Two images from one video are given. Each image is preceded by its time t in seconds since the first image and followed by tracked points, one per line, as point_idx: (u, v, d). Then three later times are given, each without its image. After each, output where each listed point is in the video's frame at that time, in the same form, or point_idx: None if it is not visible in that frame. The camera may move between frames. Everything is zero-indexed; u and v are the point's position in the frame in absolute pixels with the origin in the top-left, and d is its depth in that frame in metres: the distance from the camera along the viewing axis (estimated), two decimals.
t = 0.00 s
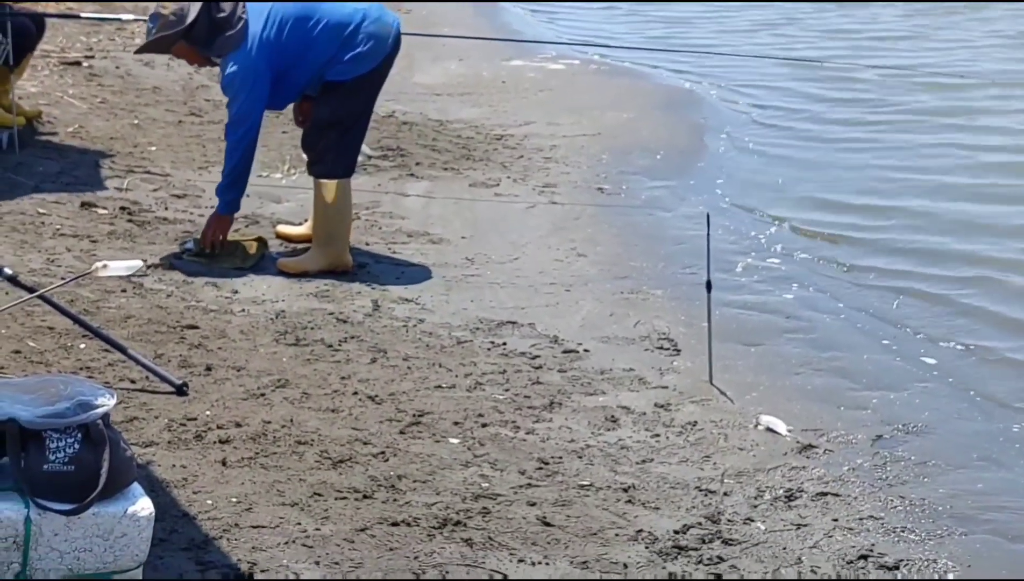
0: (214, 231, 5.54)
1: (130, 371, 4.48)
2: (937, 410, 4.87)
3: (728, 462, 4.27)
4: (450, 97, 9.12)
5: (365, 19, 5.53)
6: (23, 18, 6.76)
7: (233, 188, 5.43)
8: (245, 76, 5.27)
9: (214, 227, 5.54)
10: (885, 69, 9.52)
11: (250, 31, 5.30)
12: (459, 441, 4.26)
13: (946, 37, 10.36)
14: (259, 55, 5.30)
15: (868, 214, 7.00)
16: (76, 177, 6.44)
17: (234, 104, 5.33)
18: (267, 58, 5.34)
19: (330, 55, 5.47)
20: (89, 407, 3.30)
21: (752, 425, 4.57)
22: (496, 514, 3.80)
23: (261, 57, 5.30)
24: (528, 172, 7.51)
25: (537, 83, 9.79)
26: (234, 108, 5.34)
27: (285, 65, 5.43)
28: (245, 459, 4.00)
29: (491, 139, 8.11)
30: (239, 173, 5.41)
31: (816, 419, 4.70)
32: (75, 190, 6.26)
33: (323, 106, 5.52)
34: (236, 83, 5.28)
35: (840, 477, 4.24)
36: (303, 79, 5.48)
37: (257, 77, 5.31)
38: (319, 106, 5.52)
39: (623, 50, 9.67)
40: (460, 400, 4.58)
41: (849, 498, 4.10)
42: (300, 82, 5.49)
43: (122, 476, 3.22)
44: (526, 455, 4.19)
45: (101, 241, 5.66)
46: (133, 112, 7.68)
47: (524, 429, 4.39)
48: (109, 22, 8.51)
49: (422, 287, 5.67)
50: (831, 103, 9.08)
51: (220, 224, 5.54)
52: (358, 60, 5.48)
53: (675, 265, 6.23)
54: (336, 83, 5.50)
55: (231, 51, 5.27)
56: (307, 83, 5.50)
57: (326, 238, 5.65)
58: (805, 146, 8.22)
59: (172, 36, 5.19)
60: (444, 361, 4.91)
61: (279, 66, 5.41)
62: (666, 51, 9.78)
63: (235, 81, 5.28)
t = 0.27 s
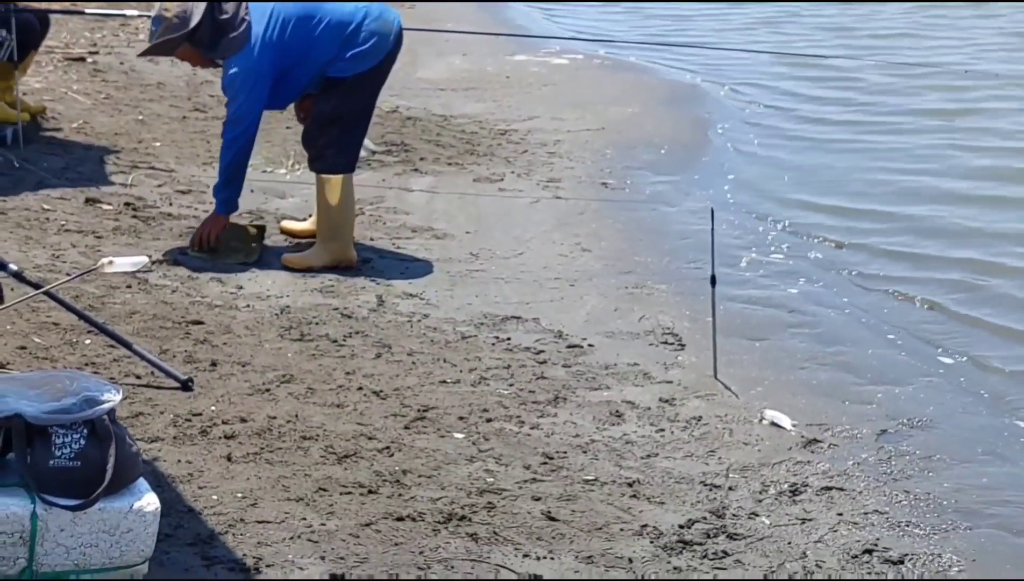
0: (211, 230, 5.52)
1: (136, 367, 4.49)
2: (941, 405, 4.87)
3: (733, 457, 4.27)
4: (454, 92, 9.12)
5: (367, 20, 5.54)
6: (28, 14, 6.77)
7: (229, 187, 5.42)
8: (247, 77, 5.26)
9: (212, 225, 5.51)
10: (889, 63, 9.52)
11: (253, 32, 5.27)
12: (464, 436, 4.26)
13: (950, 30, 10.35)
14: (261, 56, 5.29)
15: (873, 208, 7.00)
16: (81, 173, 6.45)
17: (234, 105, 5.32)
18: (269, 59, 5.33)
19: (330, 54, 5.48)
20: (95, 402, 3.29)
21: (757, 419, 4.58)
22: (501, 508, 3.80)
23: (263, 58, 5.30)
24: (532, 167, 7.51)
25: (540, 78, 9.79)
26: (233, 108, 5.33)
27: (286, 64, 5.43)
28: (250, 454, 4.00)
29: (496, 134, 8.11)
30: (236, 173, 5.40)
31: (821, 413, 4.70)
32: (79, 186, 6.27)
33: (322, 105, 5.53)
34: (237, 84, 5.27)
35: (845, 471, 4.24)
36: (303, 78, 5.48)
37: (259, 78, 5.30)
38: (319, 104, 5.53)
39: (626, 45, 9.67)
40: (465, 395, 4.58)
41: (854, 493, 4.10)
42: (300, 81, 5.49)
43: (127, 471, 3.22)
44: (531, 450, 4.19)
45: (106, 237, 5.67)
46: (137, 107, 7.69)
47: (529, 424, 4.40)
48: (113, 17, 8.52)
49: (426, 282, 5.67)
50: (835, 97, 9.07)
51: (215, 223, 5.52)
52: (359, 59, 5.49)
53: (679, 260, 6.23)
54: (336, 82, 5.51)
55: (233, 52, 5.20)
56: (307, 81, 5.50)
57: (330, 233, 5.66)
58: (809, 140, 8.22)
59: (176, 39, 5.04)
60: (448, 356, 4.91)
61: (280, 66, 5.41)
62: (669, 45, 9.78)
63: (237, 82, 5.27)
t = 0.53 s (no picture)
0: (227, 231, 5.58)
1: (147, 367, 4.50)
2: (952, 404, 4.86)
3: (743, 457, 4.26)
4: (463, 92, 9.12)
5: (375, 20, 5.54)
6: (38, 14, 6.80)
7: (239, 188, 5.48)
8: (253, 80, 5.32)
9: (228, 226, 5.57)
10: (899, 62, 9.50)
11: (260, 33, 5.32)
12: (474, 437, 4.26)
13: (960, 28, 10.32)
14: (267, 58, 5.33)
15: (882, 207, 6.99)
16: (91, 173, 6.46)
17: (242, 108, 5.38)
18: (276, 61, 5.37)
19: (338, 55, 5.49)
20: (107, 402, 3.30)
21: (767, 419, 4.57)
22: (512, 508, 3.81)
23: (269, 60, 5.34)
24: (542, 166, 7.51)
25: (550, 77, 9.79)
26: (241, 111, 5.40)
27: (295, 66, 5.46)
28: (261, 454, 4.01)
29: (505, 133, 8.11)
30: (244, 173, 5.46)
31: (831, 413, 4.70)
32: (90, 186, 6.28)
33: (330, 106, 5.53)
34: (243, 87, 5.34)
35: (856, 471, 4.24)
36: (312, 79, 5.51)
37: (265, 81, 5.35)
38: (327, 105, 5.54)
39: (635, 44, 9.66)
40: (475, 395, 4.58)
41: (864, 493, 4.09)
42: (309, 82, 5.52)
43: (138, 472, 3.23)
44: (541, 450, 4.19)
45: (117, 237, 5.68)
46: (147, 107, 7.70)
47: (539, 424, 4.40)
48: (123, 18, 8.54)
49: (436, 282, 5.68)
50: (844, 96, 9.06)
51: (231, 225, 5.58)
52: (365, 60, 5.50)
53: (689, 259, 6.23)
54: (344, 82, 5.52)
55: (242, 54, 5.18)
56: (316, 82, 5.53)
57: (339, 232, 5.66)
58: (818, 139, 8.21)
59: (184, 43, 5.05)
60: (458, 355, 4.91)
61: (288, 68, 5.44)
62: (679, 44, 9.77)
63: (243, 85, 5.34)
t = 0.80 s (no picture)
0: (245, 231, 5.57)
1: (171, 367, 4.51)
2: (978, 405, 4.84)
3: (768, 457, 4.25)
4: (486, 92, 9.12)
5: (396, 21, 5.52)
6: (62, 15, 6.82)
7: (258, 187, 5.48)
8: (273, 82, 5.33)
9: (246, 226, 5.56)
10: (924, 60, 9.45)
11: (282, 35, 5.31)
12: (497, 436, 4.26)
13: (985, 27, 10.27)
14: (288, 60, 5.33)
15: (907, 207, 6.96)
16: (116, 173, 6.49)
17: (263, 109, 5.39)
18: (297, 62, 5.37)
19: (359, 56, 5.48)
20: (133, 402, 3.31)
21: (792, 420, 4.55)
22: (536, 508, 3.80)
23: (291, 62, 5.34)
24: (564, 166, 7.50)
25: (572, 77, 9.78)
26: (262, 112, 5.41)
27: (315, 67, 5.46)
28: (285, 454, 4.02)
29: (528, 133, 8.11)
30: (265, 174, 5.47)
31: (856, 413, 4.68)
32: (114, 186, 6.31)
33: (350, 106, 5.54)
34: (264, 89, 5.35)
35: (881, 472, 4.22)
36: (332, 79, 5.51)
37: (286, 82, 5.36)
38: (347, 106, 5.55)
39: (658, 43, 9.65)
40: (498, 395, 4.58)
41: (890, 494, 4.07)
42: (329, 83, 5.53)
43: (163, 472, 3.24)
44: (565, 450, 4.19)
45: (141, 237, 5.70)
46: (171, 108, 7.73)
47: (563, 424, 4.39)
48: (147, 19, 8.57)
49: (459, 282, 5.68)
50: (869, 95, 9.02)
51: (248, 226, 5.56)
52: (387, 61, 5.50)
53: (713, 259, 6.21)
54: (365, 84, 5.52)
55: (264, 55, 5.30)
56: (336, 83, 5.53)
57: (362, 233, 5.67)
58: (843, 139, 8.18)
59: (207, 44, 5.20)
60: (481, 355, 4.91)
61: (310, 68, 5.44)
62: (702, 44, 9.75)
63: (264, 87, 5.35)
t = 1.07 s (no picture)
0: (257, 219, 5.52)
1: (182, 367, 4.52)
2: (989, 406, 4.82)
3: (778, 458, 4.24)
4: (496, 92, 9.11)
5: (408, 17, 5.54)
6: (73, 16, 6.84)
7: (273, 176, 5.45)
8: (285, 69, 5.33)
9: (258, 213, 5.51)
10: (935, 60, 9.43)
11: (294, 25, 5.34)
12: (508, 437, 4.26)
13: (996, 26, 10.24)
14: (301, 49, 5.33)
15: (917, 207, 6.94)
16: (126, 174, 6.50)
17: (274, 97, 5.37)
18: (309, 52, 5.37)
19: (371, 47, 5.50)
20: (144, 403, 3.31)
21: (802, 421, 4.54)
22: (546, 510, 3.80)
23: (303, 50, 5.34)
24: (574, 166, 7.50)
25: (582, 77, 9.78)
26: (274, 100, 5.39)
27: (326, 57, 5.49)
28: (295, 454, 4.02)
29: (538, 134, 8.10)
30: (279, 163, 5.43)
31: (867, 414, 4.67)
32: (125, 187, 6.32)
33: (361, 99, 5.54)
34: (275, 76, 5.34)
35: (892, 473, 4.21)
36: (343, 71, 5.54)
37: (298, 70, 5.35)
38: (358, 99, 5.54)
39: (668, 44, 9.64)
40: (508, 396, 4.57)
41: (901, 495, 4.06)
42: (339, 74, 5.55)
43: (174, 472, 3.24)
44: (575, 451, 4.18)
45: (152, 238, 5.71)
46: (182, 109, 7.74)
47: (573, 425, 4.39)
48: (158, 19, 8.58)
49: (469, 283, 5.68)
50: (879, 94, 9.00)
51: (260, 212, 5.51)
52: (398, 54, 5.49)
53: (723, 260, 6.20)
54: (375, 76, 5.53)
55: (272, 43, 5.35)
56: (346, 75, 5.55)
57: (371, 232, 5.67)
58: (854, 139, 8.16)
59: (215, 28, 5.27)
60: (491, 356, 4.91)
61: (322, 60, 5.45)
62: (711, 44, 9.74)
63: (276, 74, 5.34)
